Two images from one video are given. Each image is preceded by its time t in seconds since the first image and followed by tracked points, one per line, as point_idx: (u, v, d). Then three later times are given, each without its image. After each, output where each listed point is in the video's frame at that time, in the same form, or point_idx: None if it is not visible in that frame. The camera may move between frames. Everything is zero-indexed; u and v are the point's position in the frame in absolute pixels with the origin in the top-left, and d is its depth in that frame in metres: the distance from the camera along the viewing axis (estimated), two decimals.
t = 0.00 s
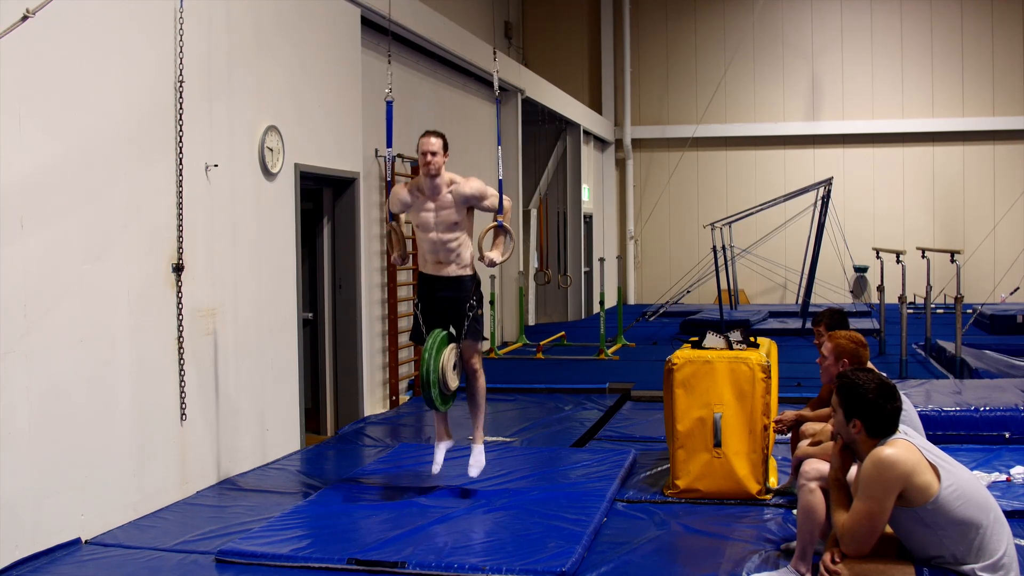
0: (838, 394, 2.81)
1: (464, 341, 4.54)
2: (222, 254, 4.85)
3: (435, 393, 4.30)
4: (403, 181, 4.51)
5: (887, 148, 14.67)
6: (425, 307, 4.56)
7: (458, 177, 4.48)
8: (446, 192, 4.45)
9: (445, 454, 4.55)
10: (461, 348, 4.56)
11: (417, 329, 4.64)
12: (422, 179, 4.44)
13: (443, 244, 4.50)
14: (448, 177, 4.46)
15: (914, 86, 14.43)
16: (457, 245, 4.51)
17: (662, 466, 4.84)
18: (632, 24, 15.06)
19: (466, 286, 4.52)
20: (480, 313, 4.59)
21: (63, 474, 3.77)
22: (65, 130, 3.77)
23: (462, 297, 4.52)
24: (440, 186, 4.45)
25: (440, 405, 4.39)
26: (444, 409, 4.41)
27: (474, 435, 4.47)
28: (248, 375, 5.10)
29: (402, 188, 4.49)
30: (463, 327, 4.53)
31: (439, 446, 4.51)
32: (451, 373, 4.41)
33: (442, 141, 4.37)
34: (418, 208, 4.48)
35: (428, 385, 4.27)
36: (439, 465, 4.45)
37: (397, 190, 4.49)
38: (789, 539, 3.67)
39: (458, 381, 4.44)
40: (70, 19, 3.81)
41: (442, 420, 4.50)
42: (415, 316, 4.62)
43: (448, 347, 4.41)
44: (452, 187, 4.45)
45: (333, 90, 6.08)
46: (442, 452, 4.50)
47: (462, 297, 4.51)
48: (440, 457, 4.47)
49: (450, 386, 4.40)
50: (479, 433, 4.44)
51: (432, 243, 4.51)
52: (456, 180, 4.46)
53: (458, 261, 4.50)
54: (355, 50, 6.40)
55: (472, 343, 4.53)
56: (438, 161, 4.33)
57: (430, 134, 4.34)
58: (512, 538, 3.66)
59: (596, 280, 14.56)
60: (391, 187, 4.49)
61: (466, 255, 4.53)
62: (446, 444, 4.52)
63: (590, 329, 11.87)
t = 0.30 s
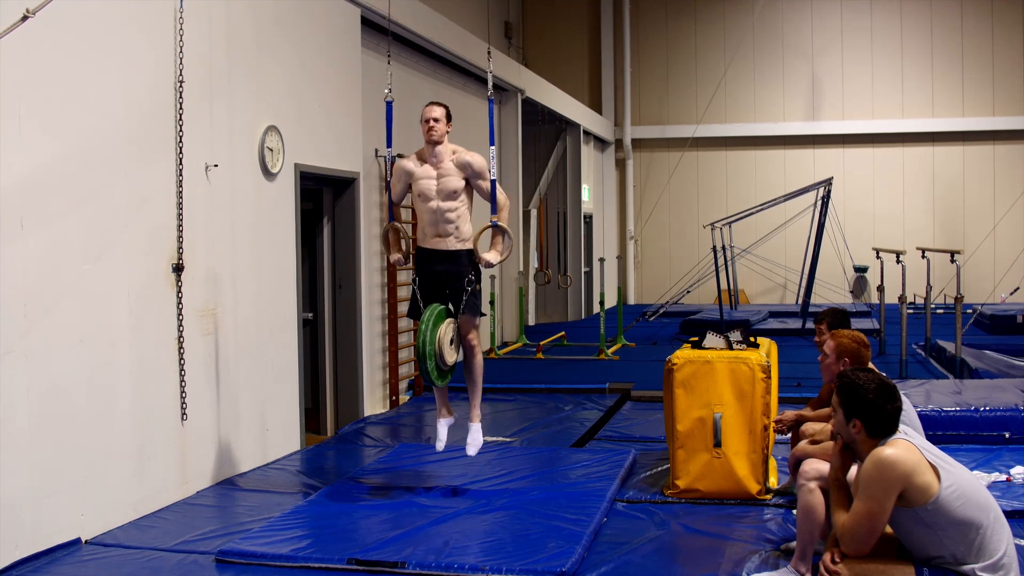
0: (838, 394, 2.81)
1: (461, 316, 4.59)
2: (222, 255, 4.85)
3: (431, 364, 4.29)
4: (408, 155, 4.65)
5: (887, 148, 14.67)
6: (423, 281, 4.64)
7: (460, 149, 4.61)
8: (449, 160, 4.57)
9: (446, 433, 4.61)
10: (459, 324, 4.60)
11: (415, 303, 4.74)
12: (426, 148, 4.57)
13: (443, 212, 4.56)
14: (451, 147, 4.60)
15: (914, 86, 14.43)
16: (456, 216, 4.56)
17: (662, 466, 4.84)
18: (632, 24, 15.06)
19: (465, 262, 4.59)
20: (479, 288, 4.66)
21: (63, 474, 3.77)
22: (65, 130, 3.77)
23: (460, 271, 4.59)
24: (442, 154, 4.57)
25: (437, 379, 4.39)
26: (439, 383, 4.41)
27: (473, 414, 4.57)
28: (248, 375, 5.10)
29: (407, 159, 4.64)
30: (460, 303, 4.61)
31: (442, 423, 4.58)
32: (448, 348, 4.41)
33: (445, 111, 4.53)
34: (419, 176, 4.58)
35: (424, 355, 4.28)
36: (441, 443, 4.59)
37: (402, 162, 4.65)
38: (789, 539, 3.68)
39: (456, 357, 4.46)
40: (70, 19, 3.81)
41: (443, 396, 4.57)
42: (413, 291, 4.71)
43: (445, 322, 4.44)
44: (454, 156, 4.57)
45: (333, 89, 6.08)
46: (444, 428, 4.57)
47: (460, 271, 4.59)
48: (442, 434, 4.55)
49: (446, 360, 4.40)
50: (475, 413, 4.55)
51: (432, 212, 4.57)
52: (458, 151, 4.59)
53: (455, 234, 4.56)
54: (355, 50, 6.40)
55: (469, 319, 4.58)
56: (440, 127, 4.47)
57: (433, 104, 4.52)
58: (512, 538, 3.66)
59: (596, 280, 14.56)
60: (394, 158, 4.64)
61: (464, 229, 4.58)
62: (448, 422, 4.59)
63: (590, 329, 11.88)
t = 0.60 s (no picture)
0: (838, 394, 2.81)
1: (458, 301, 4.62)
2: (222, 254, 4.85)
3: (428, 350, 4.32)
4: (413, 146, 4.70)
5: (887, 148, 14.67)
6: (421, 266, 4.63)
7: (464, 141, 4.65)
8: (452, 151, 4.61)
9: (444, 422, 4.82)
10: (455, 310, 4.63)
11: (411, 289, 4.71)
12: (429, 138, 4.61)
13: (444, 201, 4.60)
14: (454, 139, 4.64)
15: (914, 86, 14.43)
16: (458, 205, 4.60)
17: (662, 466, 4.84)
18: (632, 24, 15.06)
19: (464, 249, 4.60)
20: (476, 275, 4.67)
21: (63, 474, 3.77)
22: (65, 130, 3.77)
23: (459, 257, 4.59)
24: (446, 146, 4.62)
25: (434, 364, 4.42)
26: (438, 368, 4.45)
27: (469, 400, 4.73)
28: (249, 375, 5.10)
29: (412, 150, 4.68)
30: (457, 288, 4.62)
31: (438, 413, 4.78)
32: (444, 333, 4.43)
33: (449, 104, 4.57)
34: (422, 166, 4.62)
35: (422, 342, 4.29)
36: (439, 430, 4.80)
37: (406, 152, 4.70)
38: (789, 539, 3.67)
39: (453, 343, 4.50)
40: (70, 19, 3.81)
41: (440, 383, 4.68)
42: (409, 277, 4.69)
43: (441, 308, 4.47)
44: (457, 147, 4.61)
45: (333, 89, 6.08)
46: (442, 418, 4.76)
47: (459, 256, 4.58)
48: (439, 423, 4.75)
49: (443, 345, 4.42)
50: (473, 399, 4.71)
51: (433, 201, 4.61)
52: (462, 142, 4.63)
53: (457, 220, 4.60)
54: (355, 50, 6.39)
55: (466, 303, 4.62)
56: (443, 119, 4.51)
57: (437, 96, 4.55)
58: (512, 538, 3.66)
59: (596, 280, 14.57)
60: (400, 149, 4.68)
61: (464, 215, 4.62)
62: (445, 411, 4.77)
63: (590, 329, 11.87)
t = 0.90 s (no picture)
0: (838, 394, 2.81)
1: (458, 285, 4.65)
2: (221, 254, 4.85)
3: (424, 328, 4.32)
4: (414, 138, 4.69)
5: (887, 149, 14.67)
6: (422, 253, 4.66)
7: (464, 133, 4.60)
8: (451, 144, 4.57)
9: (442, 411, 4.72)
10: (455, 295, 4.66)
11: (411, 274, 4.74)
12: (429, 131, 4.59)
13: (443, 193, 4.61)
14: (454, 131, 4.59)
15: (914, 86, 14.43)
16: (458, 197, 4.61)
17: (662, 466, 4.84)
18: (632, 25, 15.06)
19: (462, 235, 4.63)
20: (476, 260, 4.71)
21: (63, 474, 3.77)
22: (64, 130, 3.77)
23: (459, 243, 4.63)
24: (445, 139, 4.58)
25: (433, 347, 4.42)
26: (437, 352, 4.46)
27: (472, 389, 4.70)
28: (249, 375, 5.10)
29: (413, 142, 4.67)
30: (457, 273, 4.64)
31: (437, 402, 4.70)
32: (441, 316, 4.45)
33: (448, 96, 4.51)
34: (421, 159, 4.61)
35: (417, 319, 4.30)
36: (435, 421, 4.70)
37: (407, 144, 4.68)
38: (789, 539, 3.68)
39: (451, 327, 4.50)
40: (70, 19, 3.81)
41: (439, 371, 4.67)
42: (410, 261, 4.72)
43: (439, 291, 4.49)
44: (457, 141, 4.57)
45: (333, 89, 6.07)
46: (441, 408, 4.69)
47: (458, 242, 4.62)
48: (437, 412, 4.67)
49: (440, 329, 4.43)
50: (475, 388, 4.69)
51: (433, 193, 4.62)
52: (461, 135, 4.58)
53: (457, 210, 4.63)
54: (355, 50, 6.39)
55: (467, 287, 4.66)
56: (442, 113, 4.46)
57: (435, 88, 4.49)
58: (512, 538, 3.66)
59: (596, 280, 14.57)
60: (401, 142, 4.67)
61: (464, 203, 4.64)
62: (443, 400, 4.70)
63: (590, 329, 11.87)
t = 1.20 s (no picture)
0: (838, 393, 2.81)
1: (459, 298, 4.64)
2: (221, 254, 4.84)
3: (426, 343, 4.31)
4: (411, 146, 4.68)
5: (887, 148, 14.67)
6: (422, 264, 4.66)
7: (463, 141, 4.62)
8: (451, 153, 4.58)
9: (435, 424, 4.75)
10: (455, 307, 4.64)
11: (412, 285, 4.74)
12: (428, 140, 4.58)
13: (443, 202, 4.62)
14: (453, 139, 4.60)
15: (914, 86, 14.43)
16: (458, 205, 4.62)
17: (662, 466, 4.84)
18: (632, 25, 15.06)
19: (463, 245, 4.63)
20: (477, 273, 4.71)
21: (63, 474, 3.77)
22: (64, 130, 3.77)
23: (460, 254, 4.63)
24: (445, 148, 4.59)
25: (433, 360, 4.41)
26: (437, 366, 4.46)
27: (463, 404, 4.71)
28: (248, 375, 5.10)
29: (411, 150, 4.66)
30: (458, 286, 4.64)
31: (432, 415, 4.70)
32: (442, 330, 4.43)
33: (447, 104, 4.50)
34: (421, 167, 4.61)
35: (420, 335, 4.29)
36: (428, 432, 4.70)
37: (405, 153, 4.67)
38: (789, 538, 3.67)
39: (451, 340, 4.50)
40: (70, 19, 3.80)
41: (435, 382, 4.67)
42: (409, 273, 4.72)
43: (440, 305, 4.47)
44: (457, 149, 4.59)
45: (332, 89, 6.07)
46: (434, 420, 4.70)
47: (460, 255, 4.62)
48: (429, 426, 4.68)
49: (441, 342, 4.42)
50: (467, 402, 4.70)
51: (433, 203, 4.62)
52: (461, 143, 4.60)
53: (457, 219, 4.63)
54: (355, 49, 6.39)
55: (467, 300, 4.64)
56: (442, 123, 4.46)
57: (434, 97, 4.48)
58: (512, 538, 3.66)
59: (596, 280, 14.58)
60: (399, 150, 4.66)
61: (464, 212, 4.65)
62: (437, 413, 4.71)
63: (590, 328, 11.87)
